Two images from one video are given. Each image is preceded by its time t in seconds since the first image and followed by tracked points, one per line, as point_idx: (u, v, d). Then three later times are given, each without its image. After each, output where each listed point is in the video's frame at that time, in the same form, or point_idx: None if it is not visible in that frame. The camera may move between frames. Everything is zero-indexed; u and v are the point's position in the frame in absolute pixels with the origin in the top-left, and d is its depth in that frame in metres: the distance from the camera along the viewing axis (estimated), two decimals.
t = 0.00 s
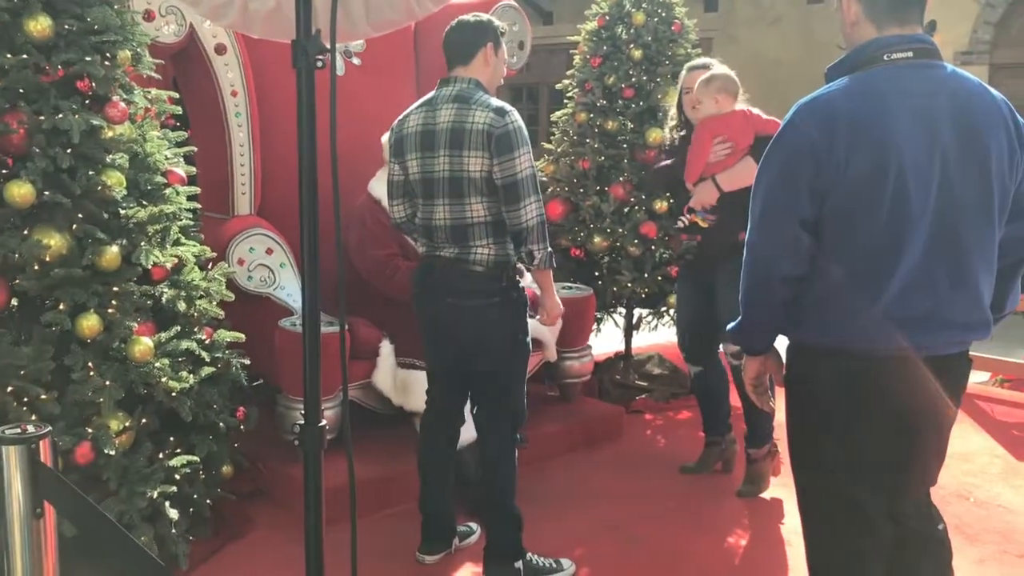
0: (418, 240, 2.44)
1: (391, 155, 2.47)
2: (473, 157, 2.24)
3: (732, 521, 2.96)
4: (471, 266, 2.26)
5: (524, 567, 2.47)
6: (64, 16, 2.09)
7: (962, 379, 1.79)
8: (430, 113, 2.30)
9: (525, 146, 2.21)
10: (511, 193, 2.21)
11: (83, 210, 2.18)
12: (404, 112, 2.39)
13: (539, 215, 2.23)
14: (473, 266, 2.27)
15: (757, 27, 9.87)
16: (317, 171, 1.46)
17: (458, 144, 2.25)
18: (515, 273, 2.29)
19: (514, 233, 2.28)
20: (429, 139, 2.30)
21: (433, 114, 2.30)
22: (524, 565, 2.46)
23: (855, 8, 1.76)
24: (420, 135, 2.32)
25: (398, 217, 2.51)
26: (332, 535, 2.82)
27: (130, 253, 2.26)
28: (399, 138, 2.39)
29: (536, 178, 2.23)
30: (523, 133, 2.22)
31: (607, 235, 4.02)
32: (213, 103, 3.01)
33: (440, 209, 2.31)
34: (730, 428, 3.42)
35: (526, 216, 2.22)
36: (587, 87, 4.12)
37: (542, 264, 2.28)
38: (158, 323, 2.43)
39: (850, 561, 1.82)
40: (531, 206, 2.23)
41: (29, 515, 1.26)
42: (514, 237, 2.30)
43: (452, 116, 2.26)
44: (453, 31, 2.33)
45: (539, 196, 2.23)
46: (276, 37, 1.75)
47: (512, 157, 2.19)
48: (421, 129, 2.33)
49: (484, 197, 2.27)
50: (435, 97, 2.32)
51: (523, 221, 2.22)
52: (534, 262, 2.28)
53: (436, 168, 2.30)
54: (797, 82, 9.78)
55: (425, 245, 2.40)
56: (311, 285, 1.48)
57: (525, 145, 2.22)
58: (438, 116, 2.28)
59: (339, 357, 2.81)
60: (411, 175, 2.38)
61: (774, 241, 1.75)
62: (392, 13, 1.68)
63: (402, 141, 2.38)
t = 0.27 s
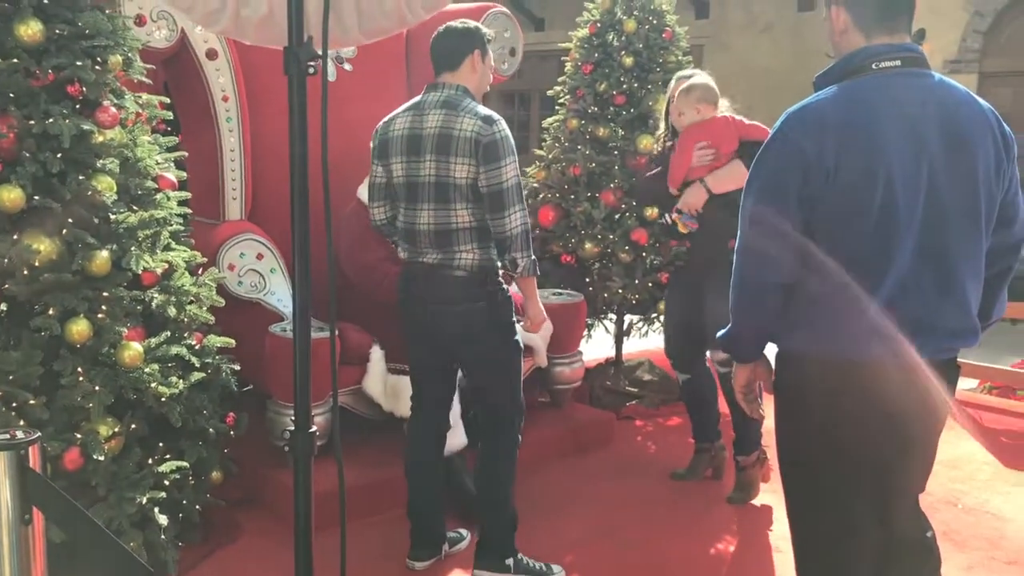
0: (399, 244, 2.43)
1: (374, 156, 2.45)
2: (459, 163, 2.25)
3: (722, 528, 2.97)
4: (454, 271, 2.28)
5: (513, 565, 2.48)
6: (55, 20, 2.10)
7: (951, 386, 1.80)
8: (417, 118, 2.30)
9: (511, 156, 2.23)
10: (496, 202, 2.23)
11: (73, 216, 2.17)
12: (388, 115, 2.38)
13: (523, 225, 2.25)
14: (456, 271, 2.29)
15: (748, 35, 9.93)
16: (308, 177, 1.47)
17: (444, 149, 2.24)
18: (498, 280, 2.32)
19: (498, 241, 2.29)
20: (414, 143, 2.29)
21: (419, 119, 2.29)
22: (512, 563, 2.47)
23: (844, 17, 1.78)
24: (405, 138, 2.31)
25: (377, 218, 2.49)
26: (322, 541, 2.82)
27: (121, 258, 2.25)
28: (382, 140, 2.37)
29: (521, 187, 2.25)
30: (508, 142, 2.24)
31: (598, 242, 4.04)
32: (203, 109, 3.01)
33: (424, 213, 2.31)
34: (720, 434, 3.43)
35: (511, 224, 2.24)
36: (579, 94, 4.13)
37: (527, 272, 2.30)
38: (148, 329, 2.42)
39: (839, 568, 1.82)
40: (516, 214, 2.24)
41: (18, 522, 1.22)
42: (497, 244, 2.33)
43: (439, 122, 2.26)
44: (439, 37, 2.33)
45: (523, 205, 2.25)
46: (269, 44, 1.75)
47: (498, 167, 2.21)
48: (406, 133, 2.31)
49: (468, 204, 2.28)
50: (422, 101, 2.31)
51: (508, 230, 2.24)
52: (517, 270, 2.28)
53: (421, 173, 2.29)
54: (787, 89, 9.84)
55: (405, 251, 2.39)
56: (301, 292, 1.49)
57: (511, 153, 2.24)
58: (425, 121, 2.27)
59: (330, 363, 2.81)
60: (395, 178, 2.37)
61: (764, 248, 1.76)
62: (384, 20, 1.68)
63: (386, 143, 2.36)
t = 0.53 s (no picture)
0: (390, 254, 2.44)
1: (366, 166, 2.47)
2: (451, 174, 2.26)
3: (715, 539, 2.97)
4: (446, 281, 2.29)
5: (513, 564, 2.53)
6: (48, 32, 2.09)
7: (942, 398, 1.81)
8: (409, 128, 2.30)
9: (503, 167, 2.25)
10: (487, 212, 2.25)
11: (65, 227, 2.17)
12: (381, 125, 2.39)
13: (515, 235, 2.27)
14: (449, 281, 2.29)
15: (739, 46, 10.00)
16: (301, 190, 1.47)
17: (436, 160, 2.26)
18: (491, 290, 2.34)
19: (489, 251, 2.31)
20: (407, 153, 2.30)
21: (411, 129, 2.30)
22: (512, 561, 2.52)
23: (832, 31, 1.80)
24: (397, 148, 2.32)
25: (366, 228, 2.48)
26: (315, 553, 2.81)
27: (113, 269, 2.25)
28: (375, 149, 2.39)
29: (512, 199, 2.27)
30: (501, 154, 2.26)
31: (590, 252, 4.06)
32: (197, 119, 3.01)
33: (415, 223, 2.32)
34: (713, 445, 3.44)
35: (501, 236, 2.26)
36: (571, 105, 4.16)
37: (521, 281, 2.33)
38: (140, 340, 2.42)
39: None
40: (507, 226, 2.26)
41: (10, 536, 1.25)
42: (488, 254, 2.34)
43: (432, 132, 2.27)
44: (433, 48, 2.35)
45: (514, 216, 2.27)
46: (263, 58, 1.75)
47: (490, 178, 2.23)
48: (399, 144, 2.33)
49: (460, 214, 2.30)
50: (415, 111, 2.32)
51: (498, 241, 2.26)
52: (508, 280, 2.32)
53: (413, 183, 2.30)
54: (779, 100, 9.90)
55: (397, 260, 2.40)
56: (295, 305, 1.49)
57: (503, 165, 2.26)
58: (418, 132, 2.28)
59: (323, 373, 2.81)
60: (386, 188, 2.38)
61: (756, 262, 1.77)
62: (377, 33, 1.69)
63: (378, 153, 2.38)
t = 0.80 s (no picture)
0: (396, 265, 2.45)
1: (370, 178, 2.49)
2: (457, 185, 2.29)
3: (710, 550, 2.97)
4: (451, 291, 2.30)
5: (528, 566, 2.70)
6: (44, 46, 2.10)
7: (935, 408, 1.82)
8: (414, 140, 2.34)
9: (508, 177, 2.28)
10: (493, 222, 2.28)
11: (61, 240, 2.20)
12: (386, 137, 2.43)
13: (520, 244, 2.30)
14: (455, 291, 2.30)
15: (732, 58, 10.08)
16: (298, 204, 1.48)
17: (442, 171, 2.29)
18: (497, 300, 2.35)
19: (495, 261, 2.33)
20: (412, 165, 2.33)
21: (416, 140, 2.33)
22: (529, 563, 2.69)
23: (823, 44, 1.82)
24: (401, 160, 2.35)
25: (372, 238, 2.51)
26: (310, 566, 2.80)
27: (108, 282, 2.25)
28: (380, 162, 2.42)
29: (517, 209, 2.30)
30: (506, 164, 2.29)
31: (586, 263, 4.07)
32: (191, 132, 3.01)
33: (420, 234, 2.34)
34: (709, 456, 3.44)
35: (506, 245, 2.29)
36: (566, 117, 4.17)
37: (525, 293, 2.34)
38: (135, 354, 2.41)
39: None
40: (512, 235, 2.30)
41: (6, 551, 1.29)
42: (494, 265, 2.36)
43: (437, 144, 2.30)
44: (433, 62, 2.40)
45: (519, 226, 2.31)
46: (260, 72, 1.76)
47: (495, 188, 2.27)
48: (404, 155, 2.36)
49: (466, 225, 2.32)
50: (419, 124, 2.36)
51: (504, 250, 2.29)
52: (514, 290, 2.33)
53: (418, 194, 2.33)
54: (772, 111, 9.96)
55: (402, 271, 2.41)
56: (291, 319, 1.50)
57: (508, 176, 2.29)
58: (422, 143, 2.32)
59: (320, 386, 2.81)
60: (390, 199, 2.41)
61: (751, 274, 1.78)
62: (373, 48, 1.70)
63: (383, 165, 2.41)
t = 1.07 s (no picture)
0: (414, 275, 2.47)
1: (386, 189, 2.52)
2: (476, 195, 2.31)
3: (709, 558, 2.96)
4: (475, 299, 2.34)
5: None
6: (42, 55, 2.11)
7: (932, 413, 1.81)
8: (430, 151, 2.36)
9: (526, 186, 2.31)
10: (513, 231, 2.30)
11: (58, 249, 2.19)
12: (400, 147, 2.44)
13: (539, 252, 2.34)
14: (479, 300, 2.34)
15: (729, 66, 10.11)
16: (295, 211, 1.48)
17: (460, 182, 2.31)
18: (518, 309, 2.39)
19: (515, 269, 2.37)
20: (429, 176, 2.36)
21: (433, 151, 2.35)
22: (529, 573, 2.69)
23: (818, 51, 1.82)
24: (419, 171, 2.37)
25: (389, 248, 2.54)
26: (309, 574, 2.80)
27: (106, 291, 2.25)
28: (395, 172, 2.44)
29: (535, 217, 2.33)
30: (523, 173, 2.31)
31: (583, 271, 4.08)
32: (188, 141, 3.01)
33: (440, 244, 2.36)
34: (708, 463, 3.43)
35: (527, 253, 2.32)
36: (563, 125, 4.18)
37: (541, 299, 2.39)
38: (133, 363, 2.41)
39: None
40: (532, 243, 2.33)
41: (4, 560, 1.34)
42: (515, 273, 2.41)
43: (453, 155, 2.32)
44: (444, 71, 2.41)
45: (539, 234, 2.34)
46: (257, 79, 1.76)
47: (514, 198, 2.29)
48: (420, 167, 2.38)
49: (486, 234, 2.35)
50: (434, 134, 2.37)
51: (525, 259, 2.32)
52: (533, 297, 2.36)
53: (436, 205, 2.35)
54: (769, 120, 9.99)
55: (423, 282, 2.43)
56: (288, 327, 1.49)
57: (526, 184, 2.32)
58: (439, 154, 2.34)
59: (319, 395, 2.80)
60: (408, 211, 2.43)
61: (747, 282, 1.78)
62: (370, 55, 1.70)
63: (399, 175, 2.43)
